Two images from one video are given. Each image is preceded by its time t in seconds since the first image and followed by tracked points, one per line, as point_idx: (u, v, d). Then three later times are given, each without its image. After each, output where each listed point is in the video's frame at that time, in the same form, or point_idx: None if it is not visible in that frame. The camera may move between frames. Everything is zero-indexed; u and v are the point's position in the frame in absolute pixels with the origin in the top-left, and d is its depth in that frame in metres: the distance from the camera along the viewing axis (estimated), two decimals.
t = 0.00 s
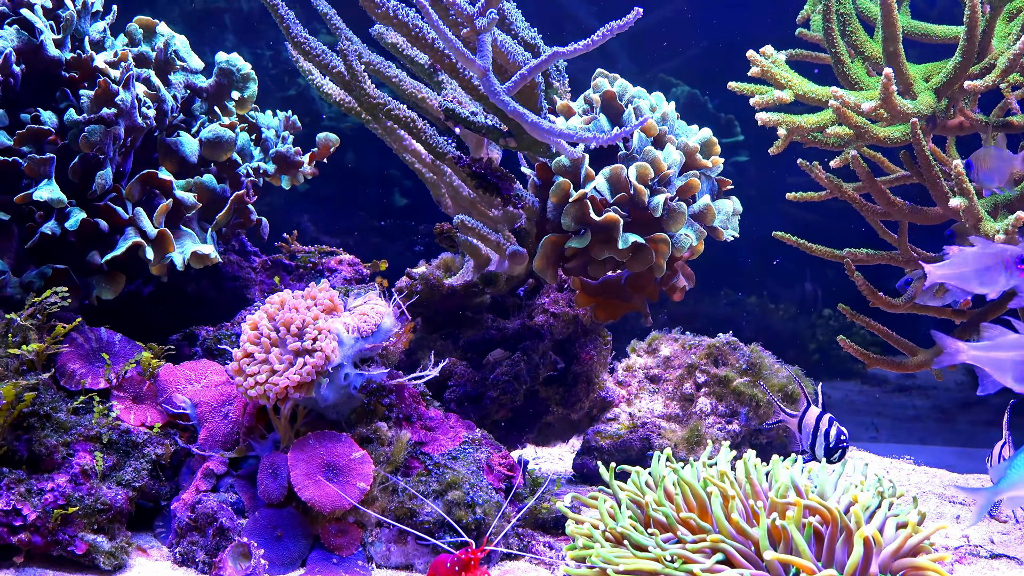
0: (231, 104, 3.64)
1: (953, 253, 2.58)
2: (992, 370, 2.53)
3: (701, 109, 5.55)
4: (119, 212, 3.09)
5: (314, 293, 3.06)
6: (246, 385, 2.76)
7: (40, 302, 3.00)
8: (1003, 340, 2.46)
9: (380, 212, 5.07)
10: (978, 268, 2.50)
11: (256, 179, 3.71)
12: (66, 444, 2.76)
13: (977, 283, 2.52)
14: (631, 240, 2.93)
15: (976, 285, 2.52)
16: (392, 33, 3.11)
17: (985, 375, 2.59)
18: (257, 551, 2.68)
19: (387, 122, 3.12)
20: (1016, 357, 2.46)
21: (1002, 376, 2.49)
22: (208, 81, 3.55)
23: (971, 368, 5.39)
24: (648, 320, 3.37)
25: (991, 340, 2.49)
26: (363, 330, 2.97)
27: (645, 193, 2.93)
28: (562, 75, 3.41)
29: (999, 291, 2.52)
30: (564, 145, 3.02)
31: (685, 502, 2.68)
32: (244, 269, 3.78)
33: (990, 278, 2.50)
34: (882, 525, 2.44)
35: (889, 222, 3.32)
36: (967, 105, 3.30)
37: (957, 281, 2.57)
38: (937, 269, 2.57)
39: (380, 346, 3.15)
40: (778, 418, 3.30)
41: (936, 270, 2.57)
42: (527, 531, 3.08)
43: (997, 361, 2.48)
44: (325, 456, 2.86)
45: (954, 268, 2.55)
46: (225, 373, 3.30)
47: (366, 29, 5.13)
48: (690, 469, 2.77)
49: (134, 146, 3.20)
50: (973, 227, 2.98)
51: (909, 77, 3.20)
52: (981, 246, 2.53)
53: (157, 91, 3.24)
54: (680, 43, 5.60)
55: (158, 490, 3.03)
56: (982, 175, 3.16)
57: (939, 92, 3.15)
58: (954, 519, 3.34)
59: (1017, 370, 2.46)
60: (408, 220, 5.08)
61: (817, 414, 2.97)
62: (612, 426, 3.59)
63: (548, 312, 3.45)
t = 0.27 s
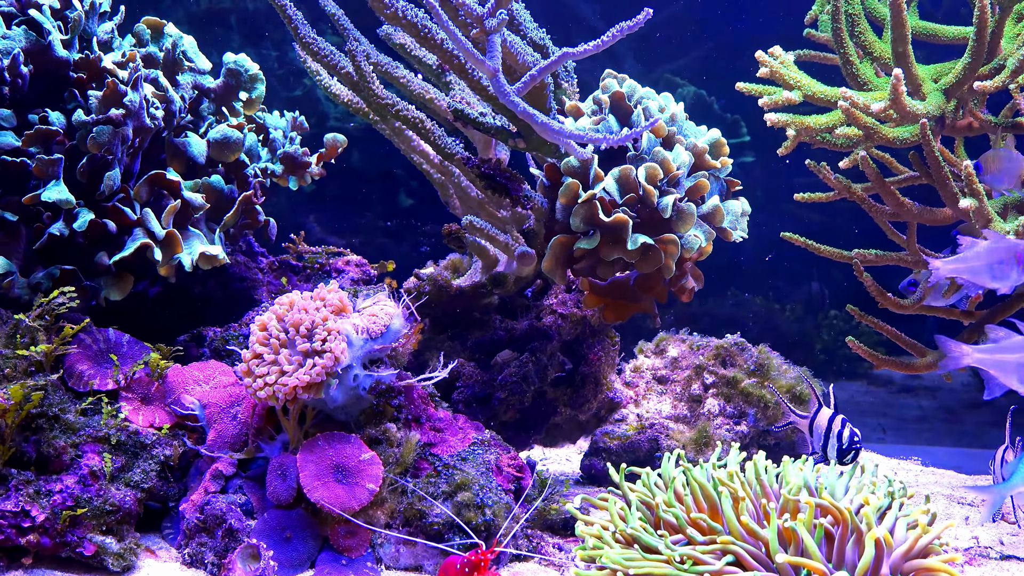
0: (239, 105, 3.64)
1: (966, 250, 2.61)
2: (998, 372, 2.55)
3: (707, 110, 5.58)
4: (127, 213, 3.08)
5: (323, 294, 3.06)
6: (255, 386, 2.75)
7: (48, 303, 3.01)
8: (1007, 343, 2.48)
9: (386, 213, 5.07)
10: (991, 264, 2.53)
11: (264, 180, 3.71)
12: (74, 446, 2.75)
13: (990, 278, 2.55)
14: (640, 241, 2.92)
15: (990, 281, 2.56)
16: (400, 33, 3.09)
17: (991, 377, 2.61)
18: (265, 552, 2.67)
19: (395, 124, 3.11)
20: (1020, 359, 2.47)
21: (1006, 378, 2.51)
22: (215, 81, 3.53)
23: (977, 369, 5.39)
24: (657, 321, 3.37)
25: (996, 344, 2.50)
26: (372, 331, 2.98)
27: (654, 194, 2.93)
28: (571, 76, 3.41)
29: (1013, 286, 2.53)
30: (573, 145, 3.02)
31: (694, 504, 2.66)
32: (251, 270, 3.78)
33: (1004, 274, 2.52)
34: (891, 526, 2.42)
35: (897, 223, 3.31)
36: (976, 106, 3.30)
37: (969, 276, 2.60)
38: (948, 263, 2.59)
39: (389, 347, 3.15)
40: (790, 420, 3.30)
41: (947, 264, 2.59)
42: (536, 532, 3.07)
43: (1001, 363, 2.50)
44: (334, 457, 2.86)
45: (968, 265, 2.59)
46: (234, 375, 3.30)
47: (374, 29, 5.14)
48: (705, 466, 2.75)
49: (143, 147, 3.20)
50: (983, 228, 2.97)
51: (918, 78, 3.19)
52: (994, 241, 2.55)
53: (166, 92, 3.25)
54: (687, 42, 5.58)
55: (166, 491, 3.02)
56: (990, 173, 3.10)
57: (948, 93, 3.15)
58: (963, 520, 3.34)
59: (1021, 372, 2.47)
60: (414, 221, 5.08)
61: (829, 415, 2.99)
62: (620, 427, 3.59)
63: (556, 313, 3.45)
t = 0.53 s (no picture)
0: (254, 105, 3.65)
1: (983, 244, 2.71)
2: (1013, 372, 2.74)
3: (719, 110, 5.55)
4: (143, 214, 3.07)
5: (340, 295, 3.05)
6: (273, 387, 2.74)
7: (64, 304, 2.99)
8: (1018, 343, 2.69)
9: (398, 213, 5.06)
10: (1006, 258, 2.63)
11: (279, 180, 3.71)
12: (90, 447, 2.74)
13: (1006, 272, 2.64)
14: (658, 242, 2.91)
15: (1006, 275, 2.64)
16: (415, 34, 3.09)
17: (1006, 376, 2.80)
18: (283, 555, 2.66)
19: (411, 125, 3.11)
20: None
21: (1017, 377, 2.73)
22: (231, 82, 3.54)
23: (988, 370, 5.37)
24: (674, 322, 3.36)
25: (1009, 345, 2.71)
26: (390, 333, 2.97)
27: (672, 195, 2.91)
28: (587, 77, 3.42)
29: None
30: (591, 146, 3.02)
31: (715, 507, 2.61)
32: (265, 271, 3.79)
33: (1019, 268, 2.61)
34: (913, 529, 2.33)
35: (915, 224, 3.31)
36: (994, 107, 3.29)
37: (986, 270, 2.69)
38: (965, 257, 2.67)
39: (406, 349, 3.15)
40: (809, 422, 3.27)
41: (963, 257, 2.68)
42: (554, 534, 3.06)
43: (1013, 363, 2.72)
44: (351, 459, 2.84)
45: (984, 258, 2.69)
46: (250, 376, 3.30)
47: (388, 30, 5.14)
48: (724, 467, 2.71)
49: (158, 147, 3.19)
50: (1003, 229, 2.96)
51: (936, 79, 3.18)
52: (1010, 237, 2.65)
53: (180, 93, 3.23)
54: (697, 43, 5.59)
55: (183, 493, 2.98)
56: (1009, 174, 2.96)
57: (966, 93, 3.14)
58: (982, 523, 3.33)
59: None
60: (426, 221, 5.08)
61: (850, 416, 2.97)
62: (635, 429, 3.59)
63: (572, 314, 3.43)
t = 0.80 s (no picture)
0: (269, 106, 3.64)
1: (997, 239, 2.85)
2: None
3: (730, 110, 5.55)
4: (158, 215, 3.06)
5: (357, 296, 3.04)
6: (290, 389, 2.73)
7: (79, 305, 2.98)
8: None
9: (410, 214, 5.06)
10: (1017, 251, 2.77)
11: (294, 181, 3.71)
12: (107, 449, 2.72)
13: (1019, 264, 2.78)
14: (676, 243, 2.90)
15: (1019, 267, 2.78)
16: (431, 34, 3.08)
17: None
18: (300, 557, 2.65)
19: (427, 125, 3.09)
20: None
21: None
22: (246, 82, 3.53)
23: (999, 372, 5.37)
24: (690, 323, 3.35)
25: None
26: (408, 334, 2.95)
27: (690, 196, 2.90)
28: (603, 77, 3.42)
29: None
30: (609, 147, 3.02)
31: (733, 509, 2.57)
32: (279, 272, 3.80)
33: None
34: (933, 530, 2.27)
35: (932, 225, 3.30)
36: (1012, 108, 3.28)
37: (999, 263, 2.84)
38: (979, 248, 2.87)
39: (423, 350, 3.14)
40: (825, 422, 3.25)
41: (978, 249, 2.88)
42: (571, 536, 3.05)
43: None
44: (368, 461, 2.83)
45: (998, 252, 2.83)
46: (266, 378, 3.28)
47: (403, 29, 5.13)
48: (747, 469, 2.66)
49: (173, 148, 3.18)
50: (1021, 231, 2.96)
51: (954, 79, 3.17)
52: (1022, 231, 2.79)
53: (196, 94, 3.24)
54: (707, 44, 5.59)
55: (199, 494, 2.98)
56: None
57: (984, 94, 3.12)
58: (999, 525, 3.32)
59: None
60: (438, 222, 5.08)
61: (868, 416, 2.95)
62: (650, 430, 3.59)
63: (587, 315, 3.47)
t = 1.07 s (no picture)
0: (280, 106, 3.64)
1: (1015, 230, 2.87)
2: None
3: (740, 110, 5.55)
4: (170, 215, 3.05)
5: (370, 297, 3.04)
6: (303, 390, 2.72)
7: (90, 306, 2.97)
8: None
9: (418, 215, 5.06)
10: None
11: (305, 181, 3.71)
12: (118, 450, 2.72)
13: None
14: (689, 244, 2.89)
15: None
16: (443, 34, 3.07)
17: None
18: (314, 558, 2.65)
19: (439, 126, 3.08)
20: None
21: None
22: (257, 83, 3.52)
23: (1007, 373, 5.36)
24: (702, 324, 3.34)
25: None
26: (421, 335, 2.95)
27: (704, 197, 2.89)
28: (616, 78, 3.42)
29: None
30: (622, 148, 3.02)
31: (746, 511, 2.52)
32: (289, 273, 3.82)
33: None
34: (949, 531, 2.22)
35: (945, 226, 3.29)
36: None
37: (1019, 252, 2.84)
38: (1000, 239, 2.86)
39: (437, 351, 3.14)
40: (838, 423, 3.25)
41: (998, 240, 2.87)
42: (584, 538, 3.04)
43: None
44: (382, 462, 2.82)
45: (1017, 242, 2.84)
46: (277, 379, 3.28)
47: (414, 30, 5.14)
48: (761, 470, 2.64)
49: (185, 148, 3.17)
50: None
51: (967, 79, 3.17)
52: None
53: (208, 94, 3.23)
54: (716, 44, 5.60)
55: (211, 495, 2.97)
56: None
57: (997, 95, 3.12)
58: (1011, 526, 3.32)
59: None
60: (446, 222, 5.07)
61: (880, 416, 2.95)
62: (662, 431, 3.59)
63: (599, 316, 3.47)
